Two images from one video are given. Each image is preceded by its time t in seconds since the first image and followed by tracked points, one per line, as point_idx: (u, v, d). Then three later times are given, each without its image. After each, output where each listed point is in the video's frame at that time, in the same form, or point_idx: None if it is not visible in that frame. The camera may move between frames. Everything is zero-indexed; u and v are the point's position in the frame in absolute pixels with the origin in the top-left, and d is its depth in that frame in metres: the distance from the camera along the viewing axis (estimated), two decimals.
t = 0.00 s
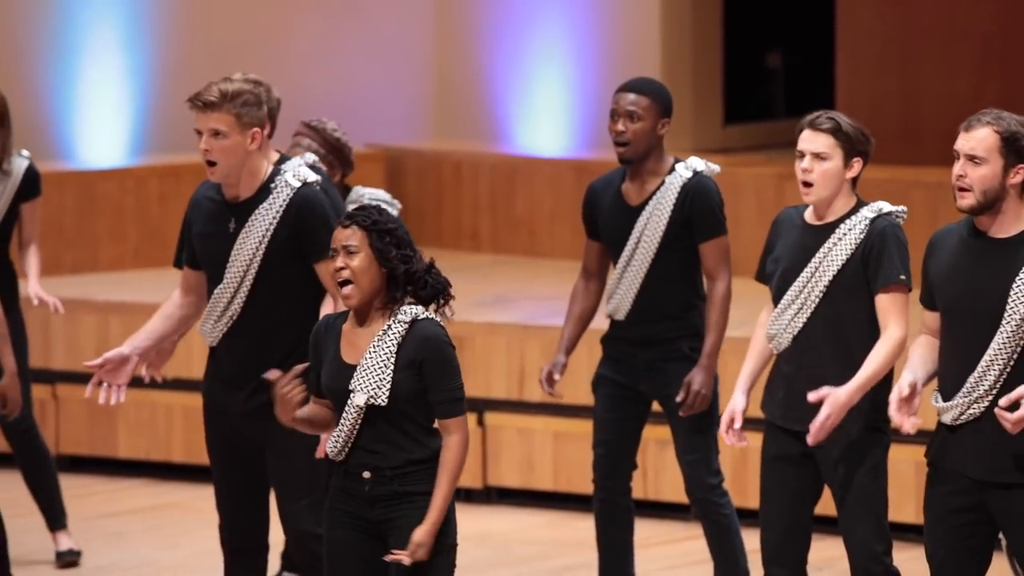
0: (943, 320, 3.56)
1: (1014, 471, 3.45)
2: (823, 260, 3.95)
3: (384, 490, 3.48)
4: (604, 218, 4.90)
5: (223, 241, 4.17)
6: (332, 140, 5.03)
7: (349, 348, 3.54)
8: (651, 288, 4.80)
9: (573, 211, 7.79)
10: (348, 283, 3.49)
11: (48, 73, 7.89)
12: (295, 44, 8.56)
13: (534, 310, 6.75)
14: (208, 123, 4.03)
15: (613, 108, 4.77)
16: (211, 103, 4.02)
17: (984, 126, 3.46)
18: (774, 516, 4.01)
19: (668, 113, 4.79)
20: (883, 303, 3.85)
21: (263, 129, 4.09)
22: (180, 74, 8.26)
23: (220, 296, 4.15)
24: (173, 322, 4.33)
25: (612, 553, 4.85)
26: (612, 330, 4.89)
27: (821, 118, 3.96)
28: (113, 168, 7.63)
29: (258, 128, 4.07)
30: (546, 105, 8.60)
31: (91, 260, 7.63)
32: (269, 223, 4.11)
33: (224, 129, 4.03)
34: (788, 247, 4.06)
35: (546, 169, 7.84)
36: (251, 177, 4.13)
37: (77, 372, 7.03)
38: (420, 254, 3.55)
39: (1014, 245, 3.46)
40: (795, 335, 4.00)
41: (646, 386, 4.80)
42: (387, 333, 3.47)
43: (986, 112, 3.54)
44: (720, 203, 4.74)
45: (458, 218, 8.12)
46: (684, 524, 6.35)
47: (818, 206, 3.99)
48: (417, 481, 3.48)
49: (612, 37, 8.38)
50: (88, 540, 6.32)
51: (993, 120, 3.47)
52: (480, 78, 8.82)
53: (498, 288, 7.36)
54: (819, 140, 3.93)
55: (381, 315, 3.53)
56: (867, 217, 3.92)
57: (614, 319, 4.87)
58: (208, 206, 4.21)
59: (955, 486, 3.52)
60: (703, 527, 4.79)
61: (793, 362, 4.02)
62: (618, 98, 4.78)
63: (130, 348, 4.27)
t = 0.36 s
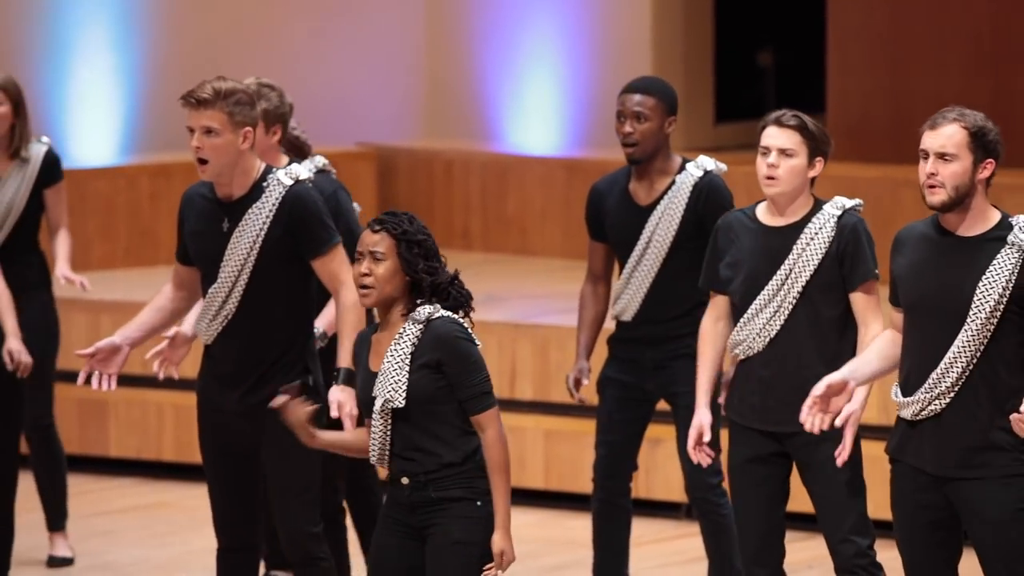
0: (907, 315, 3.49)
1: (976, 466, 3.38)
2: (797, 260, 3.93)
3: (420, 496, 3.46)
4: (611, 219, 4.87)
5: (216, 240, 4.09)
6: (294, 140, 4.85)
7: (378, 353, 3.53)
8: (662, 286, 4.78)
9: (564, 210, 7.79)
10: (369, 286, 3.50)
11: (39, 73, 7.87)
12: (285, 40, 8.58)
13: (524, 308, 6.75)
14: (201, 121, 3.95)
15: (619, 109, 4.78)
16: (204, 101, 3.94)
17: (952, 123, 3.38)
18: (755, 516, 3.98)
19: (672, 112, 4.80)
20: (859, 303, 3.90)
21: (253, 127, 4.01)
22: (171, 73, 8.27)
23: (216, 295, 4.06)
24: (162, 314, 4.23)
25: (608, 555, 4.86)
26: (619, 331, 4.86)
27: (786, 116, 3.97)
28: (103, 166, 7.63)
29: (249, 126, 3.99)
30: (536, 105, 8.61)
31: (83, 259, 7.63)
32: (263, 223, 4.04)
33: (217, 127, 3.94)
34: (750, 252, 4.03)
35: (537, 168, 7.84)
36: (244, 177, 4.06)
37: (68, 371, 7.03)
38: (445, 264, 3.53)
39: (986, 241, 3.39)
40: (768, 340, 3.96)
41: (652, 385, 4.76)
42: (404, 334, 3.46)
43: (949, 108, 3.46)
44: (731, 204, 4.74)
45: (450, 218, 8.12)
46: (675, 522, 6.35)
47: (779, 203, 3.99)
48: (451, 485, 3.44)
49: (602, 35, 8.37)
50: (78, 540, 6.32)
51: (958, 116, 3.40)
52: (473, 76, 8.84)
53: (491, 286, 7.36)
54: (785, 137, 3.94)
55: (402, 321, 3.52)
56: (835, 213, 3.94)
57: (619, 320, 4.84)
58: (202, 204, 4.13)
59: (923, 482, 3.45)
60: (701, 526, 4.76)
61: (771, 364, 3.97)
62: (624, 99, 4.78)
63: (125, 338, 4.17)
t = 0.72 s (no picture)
0: (893, 315, 3.48)
1: (970, 462, 3.38)
2: (788, 255, 3.93)
3: (412, 494, 3.38)
4: (603, 217, 4.86)
5: (196, 244, 4.05)
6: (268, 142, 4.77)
7: (378, 350, 3.47)
8: (654, 285, 4.77)
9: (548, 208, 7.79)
10: (368, 290, 3.43)
11: (25, 73, 7.81)
12: (266, 38, 8.59)
13: (509, 307, 6.75)
14: (183, 122, 3.93)
15: (615, 103, 4.79)
16: (187, 103, 3.92)
17: (936, 123, 3.37)
18: (752, 515, 3.93)
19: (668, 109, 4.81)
20: (852, 291, 3.91)
21: (236, 131, 3.99)
22: (154, 71, 8.27)
23: (196, 298, 4.03)
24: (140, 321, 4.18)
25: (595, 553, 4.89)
26: (608, 329, 4.85)
27: (766, 111, 3.95)
28: (88, 164, 7.61)
29: (232, 130, 3.97)
30: (520, 104, 8.63)
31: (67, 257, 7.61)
32: (245, 227, 4.01)
33: (200, 129, 3.93)
34: (737, 249, 4.01)
35: (521, 166, 7.84)
36: (226, 180, 4.03)
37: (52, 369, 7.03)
38: (447, 261, 3.48)
39: (973, 239, 3.39)
40: (764, 338, 3.95)
41: (645, 383, 4.76)
42: (404, 333, 3.39)
43: (933, 109, 3.45)
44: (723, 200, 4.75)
45: (435, 216, 8.12)
46: (659, 520, 6.35)
47: (763, 199, 3.98)
48: (444, 484, 3.37)
49: (585, 36, 8.40)
50: (62, 538, 6.31)
51: (942, 117, 3.39)
52: (455, 76, 8.86)
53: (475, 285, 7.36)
54: (768, 133, 3.93)
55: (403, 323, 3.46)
56: (820, 205, 3.96)
57: (610, 318, 4.83)
58: (182, 206, 4.09)
59: (913, 482, 3.44)
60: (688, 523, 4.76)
61: (768, 363, 3.95)
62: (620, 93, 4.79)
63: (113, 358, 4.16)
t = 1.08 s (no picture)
0: (898, 317, 3.51)
1: (974, 466, 3.41)
2: (780, 254, 3.90)
3: (353, 490, 3.41)
4: (590, 216, 4.81)
5: (196, 237, 4.10)
6: (260, 141, 4.86)
7: (324, 347, 3.48)
8: (641, 281, 4.73)
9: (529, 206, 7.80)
10: (320, 281, 3.44)
11: (8, 72, 7.80)
12: (246, 38, 8.59)
13: (491, 306, 6.74)
14: (182, 112, 4.02)
15: (601, 103, 4.73)
16: (186, 92, 4.01)
17: (939, 122, 3.40)
18: (750, 511, 3.94)
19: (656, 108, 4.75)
20: (849, 290, 3.83)
21: (235, 125, 4.07)
22: (134, 71, 8.26)
23: (196, 292, 4.08)
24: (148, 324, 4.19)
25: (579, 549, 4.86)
26: (597, 328, 4.82)
27: (763, 110, 3.93)
28: (69, 162, 7.59)
29: (230, 122, 4.05)
30: (503, 103, 8.68)
31: (48, 255, 7.59)
32: (241, 219, 4.03)
33: (197, 119, 4.01)
34: (741, 250, 4.00)
35: (505, 165, 7.84)
36: (223, 172, 4.07)
37: (33, 368, 7.01)
38: (401, 266, 3.49)
39: (977, 239, 3.42)
40: (760, 338, 3.94)
41: (632, 381, 4.74)
42: (359, 331, 3.41)
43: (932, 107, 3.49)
44: (709, 202, 4.68)
45: (416, 215, 8.13)
46: (642, 518, 6.35)
47: (767, 201, 3.95)
48: (385, 480, 3.40)
49: (568, 38, 8.44)
50: (44, 538, 6.30)
51: (944, 116, 3.42)
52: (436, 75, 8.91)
53: (456, 283, 7.36)
54: (766, 131, 3.91)
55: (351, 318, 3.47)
56: (818, 205, 3.90)
57: (598, 317, 4.81)
58: (182, 201, 4.14)
59: (915, 482, 3.46)
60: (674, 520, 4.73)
61: (764, 363, 3.95)
62: (606, 93, 4.74)
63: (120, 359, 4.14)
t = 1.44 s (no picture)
0: (897, 316, 3.52)
1: (971, 466, 3.42)
2: (775, 253, 3.91)
3: (315, 479, 3.49)
4: (567, 214, 4.79)
5: (205, 241, 4.17)
6: (272, 141, 4.78)
7: (292, 339, 3.56)
8: (616, 278, 4.71)
9: (516, 204, 7.80)
10: (294, 274, 3.52)
11: None
12: (234, 36, 8.59)
13: (479, 305, 6.74)
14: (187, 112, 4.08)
15: (573, 100, 4.70)
16: (193, 94, 4.07)
17: (939, 123, 3.42)
18: (750, 510, 3.95)
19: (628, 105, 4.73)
20: (839, 292, 3.81)
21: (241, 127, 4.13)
22: (123, 69, 8.26)
23: (206, 297, 4.15)
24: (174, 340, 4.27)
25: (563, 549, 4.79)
26: (577, 327, 4.79)
27: (765, 108, 3.95)
28: (55, 161, 7.59)
29: (235, 124, 4.11)
30: (491, 101, 8.69)
31: (33, 253, 7.59)
32: (243, 219, 4.08)
33: (203, 121, 4.07)
34: (747, 248, 4.01)
35: (491, 164, 7.84)
36: (227, 174, 4.13)
37: (19, 367, 7.01)
38: (370, 254, 3.58)
39: (971, 240, 3.43)
40: (759, 334, 3.96)
41: (610, 379, 4.71)
42: (336, 329, 3.50)
43: (934, 108, 3.50)
44: (682, 199, 4.66)
45: (403, 214, 8.13)
46: (631, 517, 6.35)
47: (770, 197, 3.96)
48: (349, 472, 3.50)
49: (556, 38, 8.45)
50: (30, 536, 6.30)
51: (947, 117, 3.43)
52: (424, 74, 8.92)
53: (442, 282, 7.36)
54: (764, 130, 3.91)
55: (326, 308, 3.56)
56: (813, 206, 3.88)
57: (579, 316, 4.77)
58: (193, 205, 4.22)
59: (910, 481, 3.47)
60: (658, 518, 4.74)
61: (761, 363, 3.97)
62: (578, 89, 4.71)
63: (149, 384, 4.28)
